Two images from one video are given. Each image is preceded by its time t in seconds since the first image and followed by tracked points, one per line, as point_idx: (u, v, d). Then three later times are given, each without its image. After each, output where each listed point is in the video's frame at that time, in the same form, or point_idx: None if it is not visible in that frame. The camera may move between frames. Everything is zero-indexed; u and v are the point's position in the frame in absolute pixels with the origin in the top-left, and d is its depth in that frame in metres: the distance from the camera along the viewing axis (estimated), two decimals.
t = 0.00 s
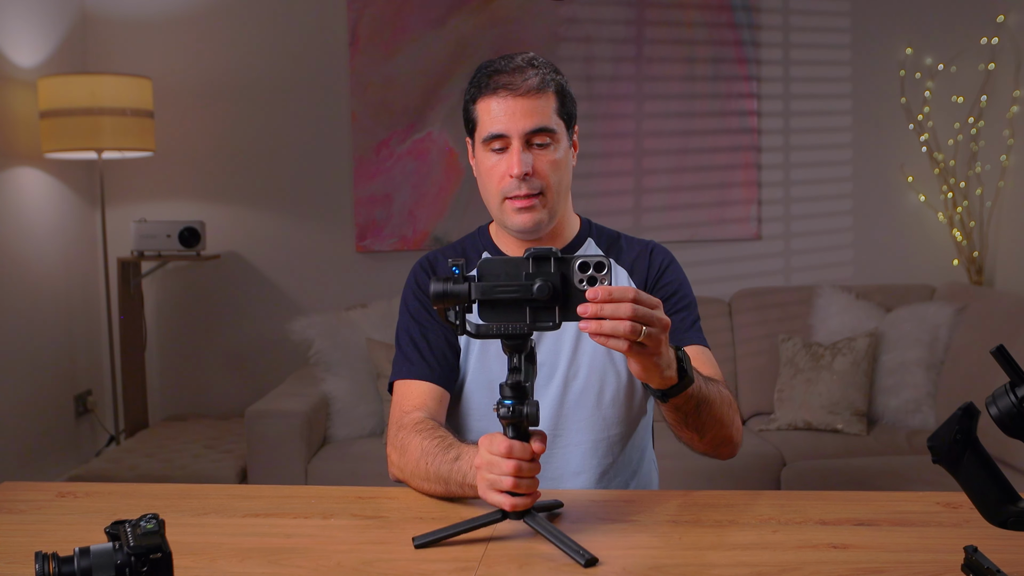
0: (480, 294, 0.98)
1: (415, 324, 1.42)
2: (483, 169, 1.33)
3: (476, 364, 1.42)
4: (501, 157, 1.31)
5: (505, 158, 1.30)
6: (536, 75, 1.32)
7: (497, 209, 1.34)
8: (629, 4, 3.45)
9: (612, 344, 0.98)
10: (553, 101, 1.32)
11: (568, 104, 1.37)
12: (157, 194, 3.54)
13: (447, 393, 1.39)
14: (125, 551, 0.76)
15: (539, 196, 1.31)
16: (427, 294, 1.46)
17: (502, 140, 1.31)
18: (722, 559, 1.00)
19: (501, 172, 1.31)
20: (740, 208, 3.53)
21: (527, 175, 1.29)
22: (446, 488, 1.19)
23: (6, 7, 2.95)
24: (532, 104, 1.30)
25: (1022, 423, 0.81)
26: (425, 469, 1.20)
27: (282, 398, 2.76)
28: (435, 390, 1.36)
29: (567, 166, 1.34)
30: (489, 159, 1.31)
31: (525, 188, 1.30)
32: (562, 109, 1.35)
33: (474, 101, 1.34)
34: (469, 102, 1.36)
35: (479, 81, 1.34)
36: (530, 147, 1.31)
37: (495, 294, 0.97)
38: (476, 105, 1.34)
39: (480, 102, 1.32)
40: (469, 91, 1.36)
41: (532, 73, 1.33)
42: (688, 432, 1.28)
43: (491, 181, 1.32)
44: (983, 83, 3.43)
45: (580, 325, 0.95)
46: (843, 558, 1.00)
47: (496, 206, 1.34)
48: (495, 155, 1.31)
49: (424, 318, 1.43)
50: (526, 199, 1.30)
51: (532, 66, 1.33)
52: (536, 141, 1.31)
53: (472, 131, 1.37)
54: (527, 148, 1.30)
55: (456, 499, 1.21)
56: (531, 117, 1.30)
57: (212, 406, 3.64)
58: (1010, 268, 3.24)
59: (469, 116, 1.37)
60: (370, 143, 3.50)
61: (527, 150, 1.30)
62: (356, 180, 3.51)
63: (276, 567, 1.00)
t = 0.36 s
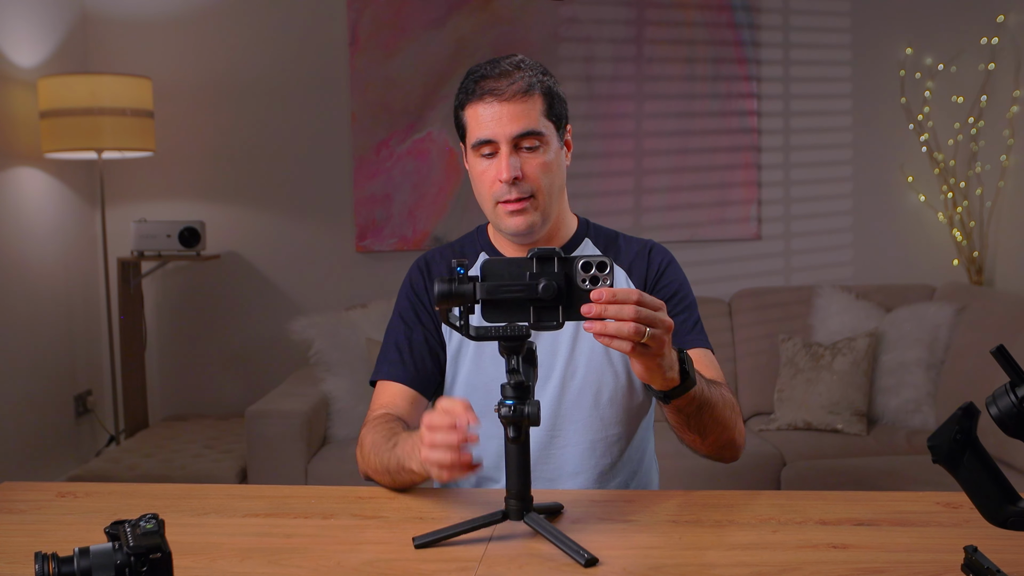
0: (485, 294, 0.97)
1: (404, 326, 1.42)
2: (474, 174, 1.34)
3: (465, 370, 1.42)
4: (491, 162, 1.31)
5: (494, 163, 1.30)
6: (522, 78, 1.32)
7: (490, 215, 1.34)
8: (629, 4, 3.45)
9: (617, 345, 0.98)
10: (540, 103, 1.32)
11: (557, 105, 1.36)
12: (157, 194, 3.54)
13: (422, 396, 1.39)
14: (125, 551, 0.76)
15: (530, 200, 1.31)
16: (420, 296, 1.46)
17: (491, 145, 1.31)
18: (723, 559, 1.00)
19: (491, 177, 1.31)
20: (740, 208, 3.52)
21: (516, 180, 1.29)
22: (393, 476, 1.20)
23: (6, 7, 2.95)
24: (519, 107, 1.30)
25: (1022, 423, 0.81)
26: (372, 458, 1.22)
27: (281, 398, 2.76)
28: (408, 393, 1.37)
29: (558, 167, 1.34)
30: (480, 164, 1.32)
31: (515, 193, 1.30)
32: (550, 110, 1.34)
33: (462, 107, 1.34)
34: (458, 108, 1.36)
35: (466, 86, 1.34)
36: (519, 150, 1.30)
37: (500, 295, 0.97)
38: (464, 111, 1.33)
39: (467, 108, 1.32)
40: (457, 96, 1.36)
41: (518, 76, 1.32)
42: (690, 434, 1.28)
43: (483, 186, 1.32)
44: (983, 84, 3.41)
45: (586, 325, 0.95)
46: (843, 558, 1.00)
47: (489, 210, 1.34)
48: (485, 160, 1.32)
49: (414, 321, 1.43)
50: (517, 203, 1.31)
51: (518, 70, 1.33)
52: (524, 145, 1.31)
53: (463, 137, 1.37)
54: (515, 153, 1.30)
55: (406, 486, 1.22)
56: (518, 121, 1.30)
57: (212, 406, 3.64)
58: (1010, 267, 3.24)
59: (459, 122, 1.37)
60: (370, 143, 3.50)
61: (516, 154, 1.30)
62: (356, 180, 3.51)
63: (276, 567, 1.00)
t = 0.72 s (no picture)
0: (483, 294, 0.97)
1: (403, 329, 1.42)
2: (474, 174, 1.33)
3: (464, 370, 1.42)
4: (492, 161, 1.31)
5: (496, 162, 1.30)
6: (525, 79, 1.32)
7: (491, 214, 1.34)
8: (629, 4, 3.45)
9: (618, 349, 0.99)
10: (542, 104, 1.32)
11: (557, 106, 1.36)
12: (157, 194, 3.54)
13: (429, 398, 1.40)
14: (126, 551, 0.75)
15: (531, 200, 1.31)
16: (417, 297, 1.46)
17: (494, 144, 1.31)
18: (723, 559, 1.00)
19: (493, 177, 1.31)
20: (740, 208, 3.52)
21: (518, 180, 1.29)
22: (409, 466, 1.24)
23: (6, 7, 2.95)
24: (523, 107, 1.30)
25: (1022, 423, 0.81)
26: (388, 450, 1.26)
27: (282, 398, 2.76)
28: (414, 394, 1.38)
29: (558, 169, 1.34)
30: (481, 163, 1.31)
31: (517, 193, 1.29)
32: (551, 112, 1.34)
33: (463, 106, 1.34)
34: (458, 107, 1.36)
35: (468, 85, 1.34)
36: (521, 151, 1.30)
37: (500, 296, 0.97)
38: (465, 110, 1.33)
39: (470, 107, 1.32)
40: (458, 95, 1.36)
41: (521, 77, 1.32)
42: (688, 433, 1.28)
43: (484, 186, 1.31)
44: (983, 83, 3.43)
45: (585, 327, 0.95)
46: (843, 559, 1.00)
47: (489, 210, 1.34)
48: (486, 159, 1.31)
49: (413, 323, 1.43)
50: (518, 203, 1.30)
51: (521, 70, 1.33)
52: (526, 145, 1.31)
53: (463, 136, 1.37)
54: (517, 152, 1.30)
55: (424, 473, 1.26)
56: (521, 121, 1.30)
57: (212, 406, 3.64)
58: (1010, 268, 3.24)
59: (459, 121, 1.36)
60: (370, 143, 3.50)
61: (518, 154, 1.30)
62: (356, 180, 3.51)
63: (276, 567, 1.00)
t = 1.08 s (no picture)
0: (483, 294, 0.97)
1: (404, 331, 1.42)
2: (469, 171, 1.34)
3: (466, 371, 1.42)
4: (486, 158, 1.31)
5: (489, 159, 1.30)
6: (523, 78, 1.32)
7: (484, 212, 1.34)
8: (629, 4, 3.45)
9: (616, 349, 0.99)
10: (539, 103, 1.32)
11: (557, 106, 1.36)
12: (157, 194, 3.54)
13: (430, 401, 1.40)
14: (125, 551, 0.75)
15: (522, 199, 1.30)
16: (418, 299, 1.46)
17: (488, 142, 1.31)
18: (723, 559, 1.00)
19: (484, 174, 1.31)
20: (740, 208, 3.52)
21: (508, 178, 1.28)
22: (410, 468, 1.24)
23: (6, 7, 2.95)
24: (517, 106, 1.30)
25: (1022, 423, 0.81)
26: (389, 453, 1.26)
27: (282, 398, 2.76)
28: (415, 396, 1.37)
29: (554, 168, 1.33)
30: (475, 160, 1.32)
31: (507, 191, 1.29)
32: (549, 111, 1.34)
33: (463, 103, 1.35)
34: (460, 104, 1.37)
35: (468, 83, 1.35)
36: (513, 149, 1.30)
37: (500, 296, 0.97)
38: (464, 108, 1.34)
39: (467, 104, 1.33)
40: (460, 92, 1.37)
41: (519, 76, 1.32)
42: (690, 433, 1.28)
43: (477, 183, 1.32)
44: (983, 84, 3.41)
45: (585, 328, 0.96)
46: (843, 558, 1.00)
47: (483, 208, 1.34)
48: (480, 157, 1.31)
49: (414, 324, 1.43)
50: (508, 201, 1.30)
51: (520, 69, 1.33)
52: (519, 143, 1.30)
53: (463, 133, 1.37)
54: (509, 151, 1.30)
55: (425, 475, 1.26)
56: (514, 119, 1.30)
57: (212, 406, 3.64)
58: (1010, 268, 3.24)
59: (461, 118, 1.37)
60: (370, 143, 3.50)
61: (510, 153, 1.30)
62: (356, 180, 3.51)
63: (276, 567, 1.00)
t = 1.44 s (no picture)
0: (482, 293, 0.97)
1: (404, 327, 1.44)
2: (471, 170, 1.33)
3: (468, 371, 1.42)
4: (487, 158, 1.31)
5: (491, 159, 1.30)
6: (523, 77, 1.32)
7: (487, 211, 1.34)
8: (629, 4, 3.45)
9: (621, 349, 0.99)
10: (539, 102, 1.32)
11: (557, 105, 1.36)
12: (157, 194, 3.54)
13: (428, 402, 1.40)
14: (126, 551, 0.75)
15: (525, 197, 1.30)
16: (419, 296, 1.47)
17: (489, 141, 1.31)
18: (723, 559, 1.00)
19: (486, 173, 1.31)
20: (740, 208, 3.53)
21: (510, 177, 1.28)
22: (394, 440, 1.27)
23: (6, 7, 2.95)
24: (518, 105, 1.30)
25: (1022, 423, 0.81)
26: (374, 431, 1.29)
27: (281, 398, 2.76)
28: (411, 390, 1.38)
29: (555, 166, 1.33)
30: (476, 160, 1.31)
31: (509, 190, 1.29)
32: (549, 109, 1.34)
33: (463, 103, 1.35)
34: (459, 104, 1.36)
35: (468, 83, 1.34)
36: (514, 148, 1.30)
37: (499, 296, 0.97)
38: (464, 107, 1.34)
39: (468, 104, 1.32)
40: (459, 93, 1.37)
41: (519, 75, 1.32)
42: (694, 432, 1.28)
43: (479, 182, 1.31)
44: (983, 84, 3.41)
45: (591, 328, 0.95)
46: (843, 558, 1.00)
47: (485, 207, 1.34)
48: (482, 156, 1.31)
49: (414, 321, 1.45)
50: (511, 200, 1.30)
51: (519, 68, 1.33)
52: (520, 142, 1.30)
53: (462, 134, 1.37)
54: (511, 150, 1.30)
55: (412, 449, 1.29)
56: (516, 118, 1.30)
57: (211, 406, 3.64)
58: (1010, 268, 3.24)
59: (460, 118, 1.37)
60: (371, 143, 3.50)
61: (511, 152, 1.30)
62: (356, 180, 3.51)
63: (276, 567, 1.00)
